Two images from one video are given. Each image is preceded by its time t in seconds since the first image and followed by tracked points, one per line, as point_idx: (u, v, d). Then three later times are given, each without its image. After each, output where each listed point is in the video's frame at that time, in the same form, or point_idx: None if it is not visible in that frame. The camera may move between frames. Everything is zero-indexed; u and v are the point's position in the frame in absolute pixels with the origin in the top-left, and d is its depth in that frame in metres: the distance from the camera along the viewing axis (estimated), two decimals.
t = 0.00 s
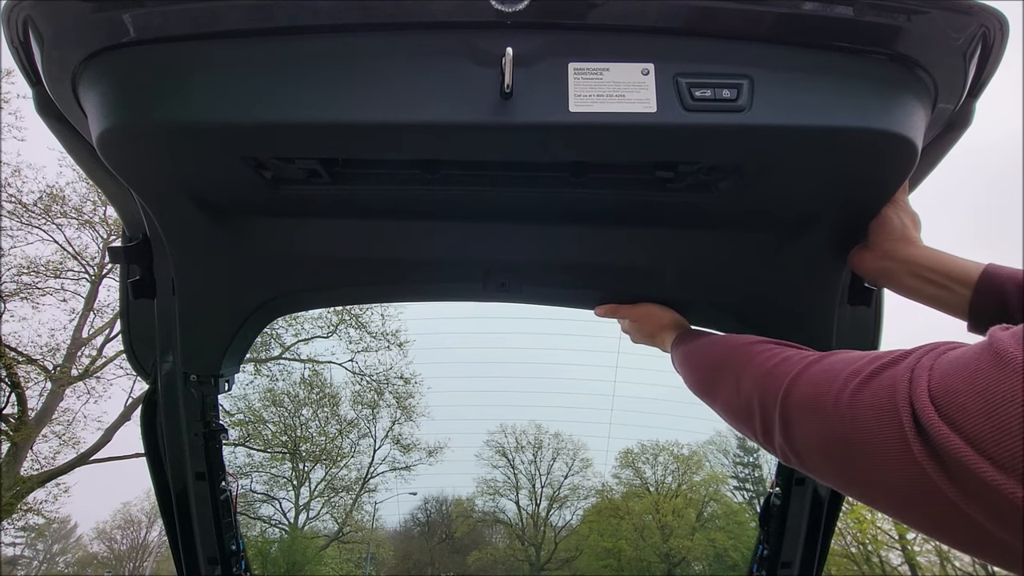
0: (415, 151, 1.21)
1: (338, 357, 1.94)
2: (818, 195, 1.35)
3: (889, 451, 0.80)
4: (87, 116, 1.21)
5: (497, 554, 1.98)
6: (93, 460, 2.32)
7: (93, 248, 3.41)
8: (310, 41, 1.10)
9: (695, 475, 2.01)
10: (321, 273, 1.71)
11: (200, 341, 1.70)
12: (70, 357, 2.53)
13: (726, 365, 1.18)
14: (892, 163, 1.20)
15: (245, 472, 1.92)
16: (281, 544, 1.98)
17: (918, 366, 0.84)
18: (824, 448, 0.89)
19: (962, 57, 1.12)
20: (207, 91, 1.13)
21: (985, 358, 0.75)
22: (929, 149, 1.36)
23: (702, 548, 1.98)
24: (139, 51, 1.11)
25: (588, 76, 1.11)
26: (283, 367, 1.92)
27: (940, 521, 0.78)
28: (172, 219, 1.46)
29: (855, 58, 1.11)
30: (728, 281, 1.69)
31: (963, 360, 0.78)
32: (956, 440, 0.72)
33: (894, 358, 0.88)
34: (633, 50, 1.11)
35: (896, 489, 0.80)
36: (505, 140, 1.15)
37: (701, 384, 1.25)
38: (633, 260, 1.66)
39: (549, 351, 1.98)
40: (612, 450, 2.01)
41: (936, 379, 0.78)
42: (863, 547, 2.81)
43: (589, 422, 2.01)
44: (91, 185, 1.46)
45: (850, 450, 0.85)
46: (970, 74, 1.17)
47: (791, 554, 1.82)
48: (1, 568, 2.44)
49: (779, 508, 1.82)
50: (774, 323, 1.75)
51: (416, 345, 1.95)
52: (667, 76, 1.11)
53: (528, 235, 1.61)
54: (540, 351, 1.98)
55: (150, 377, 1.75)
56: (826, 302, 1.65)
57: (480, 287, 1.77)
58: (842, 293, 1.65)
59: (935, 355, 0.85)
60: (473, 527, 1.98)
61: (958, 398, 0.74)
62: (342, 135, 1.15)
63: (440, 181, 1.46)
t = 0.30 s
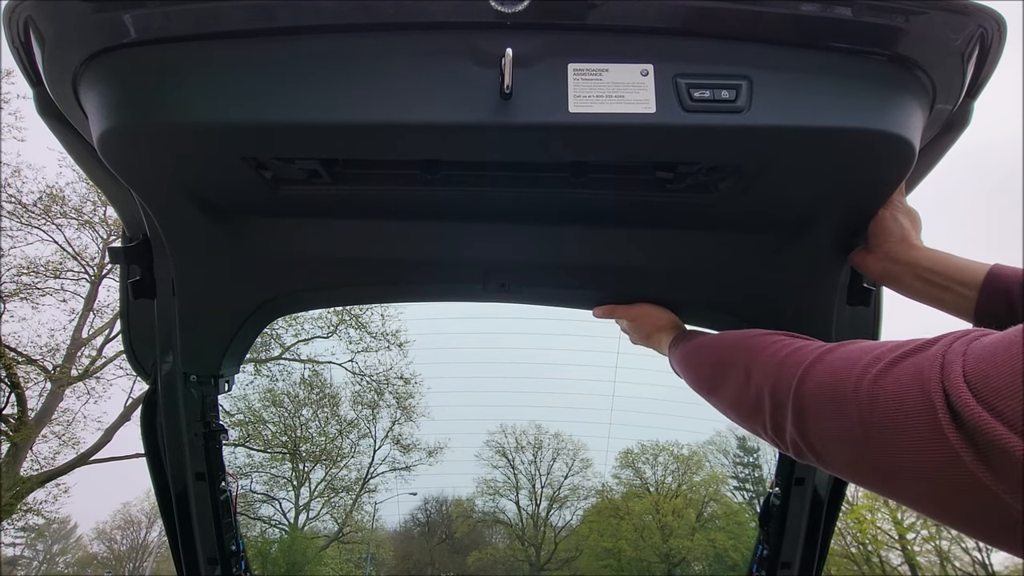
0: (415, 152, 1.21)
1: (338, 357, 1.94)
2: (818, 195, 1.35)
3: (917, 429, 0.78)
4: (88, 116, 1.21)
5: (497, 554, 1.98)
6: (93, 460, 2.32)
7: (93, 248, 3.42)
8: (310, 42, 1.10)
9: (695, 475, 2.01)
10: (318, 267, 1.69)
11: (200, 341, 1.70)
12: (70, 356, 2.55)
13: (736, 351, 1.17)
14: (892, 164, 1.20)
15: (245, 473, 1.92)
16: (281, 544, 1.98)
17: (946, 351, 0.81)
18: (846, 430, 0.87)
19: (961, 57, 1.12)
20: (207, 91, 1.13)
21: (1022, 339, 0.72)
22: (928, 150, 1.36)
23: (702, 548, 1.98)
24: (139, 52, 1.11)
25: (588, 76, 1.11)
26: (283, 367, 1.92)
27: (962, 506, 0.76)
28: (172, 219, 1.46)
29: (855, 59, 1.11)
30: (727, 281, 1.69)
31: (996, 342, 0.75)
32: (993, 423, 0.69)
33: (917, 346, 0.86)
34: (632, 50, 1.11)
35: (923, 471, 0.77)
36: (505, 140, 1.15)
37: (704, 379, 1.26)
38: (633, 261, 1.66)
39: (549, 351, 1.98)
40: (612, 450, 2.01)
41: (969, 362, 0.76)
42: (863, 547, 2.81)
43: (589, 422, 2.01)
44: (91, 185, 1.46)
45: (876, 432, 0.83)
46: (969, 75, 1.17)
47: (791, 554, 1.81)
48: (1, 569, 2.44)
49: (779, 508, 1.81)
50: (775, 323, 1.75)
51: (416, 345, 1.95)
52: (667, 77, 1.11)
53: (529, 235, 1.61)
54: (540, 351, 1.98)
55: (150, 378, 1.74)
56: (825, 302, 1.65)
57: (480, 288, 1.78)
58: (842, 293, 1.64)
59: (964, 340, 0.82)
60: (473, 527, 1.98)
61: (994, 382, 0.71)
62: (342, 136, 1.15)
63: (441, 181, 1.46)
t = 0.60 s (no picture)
0: (415, 152, 1.21)
1: (338, 357, 1.94)
2: (817, 195, 1.35)
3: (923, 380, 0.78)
4: (88, 116, 1.22)
5: (497, 554, 1.98)
6: (93, 459, 2.32)
7: (93, 248, 3.43)
8: (310, 42, 1.11)
9: (695, 475, 2.01)
10: (321, 273, 1.74)
11: (200, 341, 1.70)
12: (70, 356, 2.56)
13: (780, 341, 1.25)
14: (892, 164, 1.20)
15: (245, 472, 1.92)
16: (281, 544, 1.98)
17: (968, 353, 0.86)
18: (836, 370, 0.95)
19: (961, 57, 1.12)
20: (207, 91, 1.13)
21: None
22: (928, 150, 1.36)
23: (702, 548, 1.99)
24: (140, 52, 1.11)
25: (588, 76, 1.11)
26: (283, 367, 1.93)
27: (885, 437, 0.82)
28: (172, 219, 1.46)
29: (855, 59, 1.11)
30: (726, 281, 1.70)
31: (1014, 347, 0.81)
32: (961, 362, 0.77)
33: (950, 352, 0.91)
34: (632, 51, 1.11)
35: (967, 467, 0.72)
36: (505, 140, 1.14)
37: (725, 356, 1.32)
38: (633, 261, 1.67)
39: (549, 350, 1.98)
40: (612, 450, 2.01)
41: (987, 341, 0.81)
42: (863, 547, 2.80)
43: (589, 423, 2.01)
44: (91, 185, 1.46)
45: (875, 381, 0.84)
46: (969, 75, 1.17)
47: (791, 554, 1.82)
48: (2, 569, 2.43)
49: (779, 507, 1.81)
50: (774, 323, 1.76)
51: (416, 345, 1.95)
52: (667, 77, 1.11)
53: (529, 235, 1.62)
54: (540, 351, 1.99)
55: (150, 377, 1.75)
56: (824, 304, 1.64)
57: (480, 288, 1.79)
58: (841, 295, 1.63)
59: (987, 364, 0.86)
60: (473, 527, 1.98)
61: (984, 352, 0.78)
62: (342, 136, 1.15)
63: (441, 181, 1.46)
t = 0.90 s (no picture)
0: (415, 152, 1.21)
1: (337, 357, 1.95)
2: (817, 195, 1.35)
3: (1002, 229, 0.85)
4: (88, 116, 1.22)
5: (497, 554, 1.96)
6: (92, 459, 2.33)
7: (93, 248, 3.45)
8: (310, 42, 1.11)
9: (695, 475, 1.99)
10: (321, 272, 1.75)
11: (200, 341, 1.70)
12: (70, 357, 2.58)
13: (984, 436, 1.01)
14: (892, 164, 1.20)
15: (245, 472, 1.91)
16: (281, 544, 1.97)
17: None
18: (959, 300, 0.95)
19: (961, 58, 1.12)
20: (206, 91, 1.13)
21: None
22: (929, 150, 1.36)
23: (702, 548, 1.98)
24: (139, 52, 1.11)
25: (588, 76, 1.11)
26: (283, 367, 1.93)
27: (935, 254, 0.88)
28: (172, 220, 1.45)
29: (856, 58, 1.11)
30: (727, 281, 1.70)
31: None
32: None
33: None
34: (632, 51, 1.11)
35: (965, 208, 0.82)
36: (505, 140, 1.14)
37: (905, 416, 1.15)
38: (632, 261, 1.67)
39: (549, 351, 1.98)
40: (612, 450, 1.98)
41: None
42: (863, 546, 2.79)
43: (590, 423, 1.99)
44: (91, 185, 1.46)
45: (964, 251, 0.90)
46: (969, 75, 1.17)
47: (791, 554, 1.82)
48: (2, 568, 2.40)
49: (779, 507, 1.81)
50: (774, 323, 1.75)
51: (416, 345, 1.96)
52: (666, 77, 1.11)
53: (529, 235, 1.62)
54: (540, 351, 1.98)
55: (150, 378, 1.75)
56: (825, 305, 1.63)
57: (480, 288, 1.79)
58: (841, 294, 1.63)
59: None
60: (473, 527, 1.96)
61: None
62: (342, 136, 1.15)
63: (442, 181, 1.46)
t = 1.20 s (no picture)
0: (416, 151, 1.21)
1: (337, 357, 1.96)
2: (817, 196, 1.35)
3: None
4: (88, 116, 1.22)
5: (497, 554, 1.96)
6: (92, 459, 2.33)
7: (93, 248, 3.47)
8: (311, 42, 1.11)
9: (695, 475, 1.99)
10: (321, 272, 1.75)
11: (200, 341, 1.70)
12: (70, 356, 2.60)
13: None
14: (892, 164, 1.20)
15: (245, 472, 1.91)
16: (281, 544, 1.98)
17: None
18: None
19: (961, 57, 1.12)
20: (206, 91, 1.13)
21: None
22: (929, 150, 1.36)
23: (702, 548, 1.98)
24: (139, 52, 1.11)
25: (588, 76, 1.11)
26: (283, 367, 1.93)
27: None
28: (172, 220, 1.45)
29: (856, 58, 1.11)
30: (725, 280, 1.71)
31: None
32: None
33: None
34: (632, 51, 1.12)
35: None
36: (506, 139, 1.14)
37: None
38: (632, 261, 1.68)
39: (549, 351, 1.98)
40: (612, 450, 1.98)
41: None
42: (863, 546, 2.81)
43: (590, 423, 1.98)
44: (92, 185, 1.47)
45: None
46: (969, 75, 1.18)
47: (791, 554, 1.82)
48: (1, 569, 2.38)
49: (779, 507, 1.82)
50: (775, 323, 1.75)
51: (416, 345, 1.96)
52: (666, 77, 1.11)
53: (529, 234, 1.62)
54: (539, 351, 1.98)
55: (150, 377, 1.75)
56: (826, 306, 1.63)
57: (480, 288, 1.80)
58: (841, 299, 1.64)
59: None
60: (473, 527, 1.95)
61: None
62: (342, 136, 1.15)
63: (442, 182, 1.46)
